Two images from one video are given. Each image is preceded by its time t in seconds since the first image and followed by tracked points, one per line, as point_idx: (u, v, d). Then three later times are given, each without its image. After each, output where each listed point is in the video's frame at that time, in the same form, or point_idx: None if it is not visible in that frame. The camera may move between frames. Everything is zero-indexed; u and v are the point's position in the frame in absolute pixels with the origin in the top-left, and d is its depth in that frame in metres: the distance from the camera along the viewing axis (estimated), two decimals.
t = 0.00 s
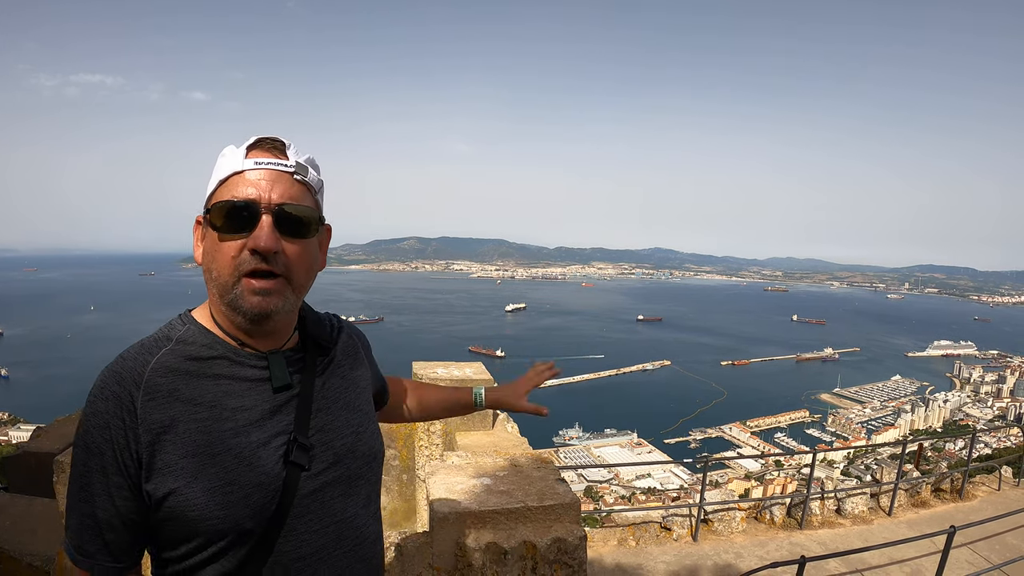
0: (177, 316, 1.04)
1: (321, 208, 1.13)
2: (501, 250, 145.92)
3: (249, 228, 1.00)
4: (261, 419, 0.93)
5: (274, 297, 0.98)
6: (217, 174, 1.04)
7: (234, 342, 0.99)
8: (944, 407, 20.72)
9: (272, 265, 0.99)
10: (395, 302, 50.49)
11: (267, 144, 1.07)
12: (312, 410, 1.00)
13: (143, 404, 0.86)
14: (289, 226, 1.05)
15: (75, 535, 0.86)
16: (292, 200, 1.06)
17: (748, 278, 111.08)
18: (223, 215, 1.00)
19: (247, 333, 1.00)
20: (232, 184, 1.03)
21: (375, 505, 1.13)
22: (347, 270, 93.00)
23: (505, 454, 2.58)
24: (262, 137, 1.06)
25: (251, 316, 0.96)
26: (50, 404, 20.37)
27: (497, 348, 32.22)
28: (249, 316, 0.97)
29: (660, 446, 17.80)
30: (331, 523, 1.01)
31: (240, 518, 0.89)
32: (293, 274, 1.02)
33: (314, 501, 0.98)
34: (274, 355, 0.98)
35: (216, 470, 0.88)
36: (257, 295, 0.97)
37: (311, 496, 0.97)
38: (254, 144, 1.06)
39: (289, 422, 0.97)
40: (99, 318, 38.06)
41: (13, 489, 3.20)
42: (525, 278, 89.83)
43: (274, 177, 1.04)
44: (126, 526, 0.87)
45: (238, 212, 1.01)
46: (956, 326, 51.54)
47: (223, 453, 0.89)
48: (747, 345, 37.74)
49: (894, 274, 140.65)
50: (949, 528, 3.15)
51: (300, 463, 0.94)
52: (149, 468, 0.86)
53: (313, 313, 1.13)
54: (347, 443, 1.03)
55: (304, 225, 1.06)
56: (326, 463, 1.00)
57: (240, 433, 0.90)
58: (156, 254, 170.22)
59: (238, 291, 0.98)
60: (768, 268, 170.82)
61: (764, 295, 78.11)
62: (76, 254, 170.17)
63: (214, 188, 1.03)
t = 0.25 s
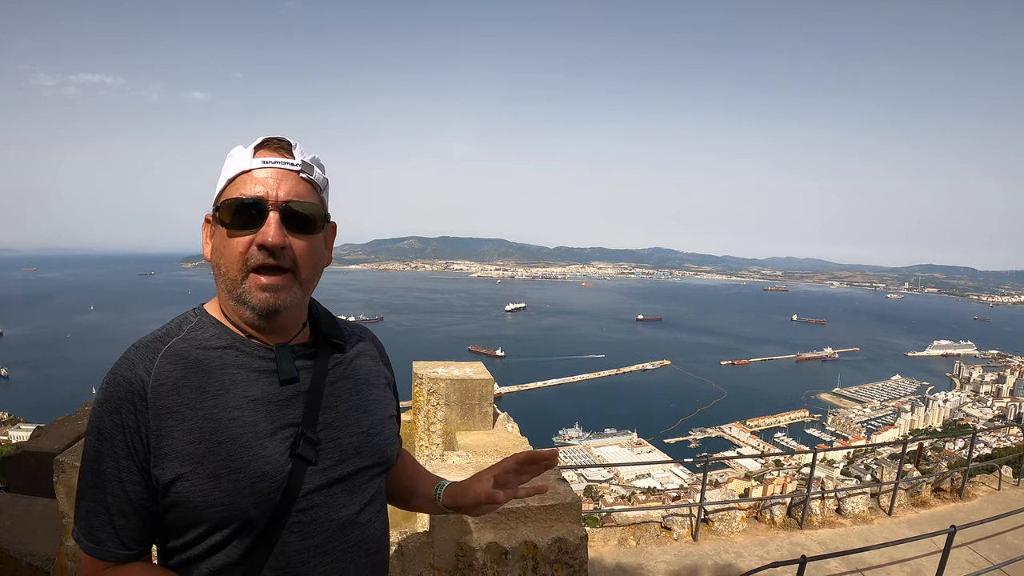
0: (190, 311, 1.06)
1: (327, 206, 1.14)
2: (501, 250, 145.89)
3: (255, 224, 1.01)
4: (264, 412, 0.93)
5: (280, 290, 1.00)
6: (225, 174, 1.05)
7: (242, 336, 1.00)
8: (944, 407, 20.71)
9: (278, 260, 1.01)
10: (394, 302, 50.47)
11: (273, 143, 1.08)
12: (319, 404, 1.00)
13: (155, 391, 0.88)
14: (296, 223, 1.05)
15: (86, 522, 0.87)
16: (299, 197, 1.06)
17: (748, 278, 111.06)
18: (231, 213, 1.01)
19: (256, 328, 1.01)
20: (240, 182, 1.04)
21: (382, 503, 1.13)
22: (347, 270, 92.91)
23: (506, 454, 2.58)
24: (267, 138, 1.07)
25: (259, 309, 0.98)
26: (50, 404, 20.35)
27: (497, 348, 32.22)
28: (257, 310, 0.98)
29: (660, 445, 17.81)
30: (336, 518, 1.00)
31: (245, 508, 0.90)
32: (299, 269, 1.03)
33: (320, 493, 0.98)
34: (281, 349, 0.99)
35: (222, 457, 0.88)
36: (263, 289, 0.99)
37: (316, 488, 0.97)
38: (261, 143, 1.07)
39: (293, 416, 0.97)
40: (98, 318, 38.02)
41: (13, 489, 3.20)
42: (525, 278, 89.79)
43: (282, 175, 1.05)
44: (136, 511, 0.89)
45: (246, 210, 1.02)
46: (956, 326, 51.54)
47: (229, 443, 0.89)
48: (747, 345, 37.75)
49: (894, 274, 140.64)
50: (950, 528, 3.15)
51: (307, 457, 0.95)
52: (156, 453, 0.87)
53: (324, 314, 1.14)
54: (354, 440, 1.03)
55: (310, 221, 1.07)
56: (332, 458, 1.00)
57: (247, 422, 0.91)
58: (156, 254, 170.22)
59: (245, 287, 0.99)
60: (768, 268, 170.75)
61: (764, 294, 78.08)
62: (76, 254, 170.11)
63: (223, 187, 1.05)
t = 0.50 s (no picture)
0: (194, 307, 1.08)
1: (334, 206, 1.15)
2: (501, 249, 145.86)
3: (265, 223, 1.03)
4: (260, 408, 0.94)
5: (285, 288, 1.02)
6: (234, 171, 1.07)
7: (245, 333, 1.02)
8: (943, 406, 20.74)
9: (286, 259, 1.03)
10: (394, 301, 50.45)
11: (284, 144, 1.10)
12: (317, 402, 1.00)
13: (151, 382, 0.89)
14: (304, 222, 1.07)
15: (83, 507, 0.90)
16: (308, 198, 1.08)
17: (748, 277, 111.04)
18: (241, 210, 1.03)
19: (259, 325, 1.03)
20: (250, 180, 1.05)
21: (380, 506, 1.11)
22: (347, 270, 92.83)
23: (505, 454, 2.58)
24: (278, 137, 1.09)
25: (265, 306, 1.00)
26: (50, 403, 20.34)
27: (497, 348, 32.22)
28: (263, 306, 1.00)
29: (660, 445, 17.82)
30: (327, 519, 0.99)
31: (234, 504, 0.90)
32: (306, 267, 1.05)
33: (313, 495, 0.97)
34: (280, 347, 0.99)
35: (214, 451, 0.89)
36: (269, 285, 1.01)
37: (308, 489, 0.97)
38: (272, 143, 1.08)
39: (290, 413, 0.97)
40: (98, 318, 37.98)
41: (13, 488, 3.20)
42: (525, 277, 89.76)
43: (291, 175, 1.07)
44: (128, 502, 0.90)
45: (255, 209, 1.03)
46: (956, 326, 51.54)
47: (221, 437, 0.90)
48: (747, 344, 37.76)
49: (894, 273, 140.60)
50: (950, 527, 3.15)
51: (301, 456, 0.95)
52: (151, 442, 0.89)
53: (333, 315, 1.15)
54: (352, 443, 1.02)
55: (317, 222, 1.08)
56: (328, 458, 0.99)
57: (240, 417, 0.91)
58: (156, 254, 170.23)
59: (252, 284, 1.01)
60: (768, 267, 170.63)
61: (764, 294, 78.04)
62: (77, 254, 170.13)
63: (232, 185, 1.06)
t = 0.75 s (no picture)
0: (201, 305, 1.10)
1: (359, 213, 1.16)
2: (501, 249, 145.80)
3: (300, 225, 1.04)
4: (256, 407, 0.94)
5: (307, 290, 1.02)
6: (263, 172, 1.07)
7: (249, 333, 1.02)
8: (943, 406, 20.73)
9: (312, 261, 1.03)
10: (394, 301, 50.42)
11: (319, 151, 1.11)
12: (318, 401, 0.99)
13: (148, 376, 0.91)
14: (332, 227, 1.08)
15: (82, 502, 0.92)
16: (338, 207, 1.09)
17: (748, 276, 111.02)
18: (274, 213, 1.03)
19: (268, 324, 1.03)
20: (282, 181, 1.06)
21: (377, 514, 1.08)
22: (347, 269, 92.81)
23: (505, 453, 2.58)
24: (315, 145, 1.10)
25: (285, 305, 1.00)
26: (48, 403, 20.29)
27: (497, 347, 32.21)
28: (282, 305, 1.01)
29: (659, 445, 17.81)
30: (315, 524, 0.96)
31: (224, 502, 0.90)
32: (330, 271, 1.06)
33: (307, 500, 0.95)
34: (285, 349, 1.00)
35: (204, 448, 0.89)
36: (293, 285, 1.01)
37: (300, 492, 0.95)
38: (309, 149, 1.09)
39: (286, 412, 0.96)
40: (97, 318, 37.88)
41: (11, 487, 3.19)
42: (525, 276, 89.70)
43: (323, 181, 1.08)
44: (124, 498, 0.92)
45: (286, 212, 1.04)
46: (955, 325, 51.55)
47: (216, 435, 0.90)
48: (746, 344, 37.77)
49: (893, 272, 140.56)
50: (950, 527, 3.14)
51: (295, 459, 0.94)
52: (145, 439, 0.90)
53: (335, 315, 1.13)
54: (350, 450, 1.00)
55: (343, 228, 1.09)
56: (325, 461, 0.97)
57: (236, 417, 0.92)
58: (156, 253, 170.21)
59: (275, 285, 1.01)
60: (768, 267, 170.61)
61: (764, 293, 78.02)
62: (76, 254, 170.08)
63: (258, 185, 1.06)
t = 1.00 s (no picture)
0: (219, 301, 1.11)
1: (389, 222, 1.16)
2: (500, 249, 145.75)
3: (340, 234, 1.04)
4: (265, 402, 0.93)
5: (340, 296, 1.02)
6: (302, 177, 1.04)
7: (268, 332, 1.02)
8: (942, 406, 20.73)
9: (348, 269, 1.03)
10: (393, 301, 50.41)
11: (359, 161, 1.10)
12: (327, 399, 0.98)
13: (156, 369, 0.93)
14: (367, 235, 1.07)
15: (92, 490, 0.95)
16: (373, 218, 1.09)
17: (747, 275, 110.97)
18: (314, 220, 1.02)
19: (290, 326, 1.02)
20: (321, 186, 1.05)
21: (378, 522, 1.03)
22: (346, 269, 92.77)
23: (505, 453, 2.57)
24: (355, 153, 1.10)
25: (320, 312, 1.01)
26: (48, 403, 20.27)
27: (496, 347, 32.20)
28: (317, 311, 1.00)
29: (659, 444, 17.80)
30: (317, 526, 0.94)
31: (225, 497, 0.90)
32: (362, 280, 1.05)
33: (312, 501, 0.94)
34: (302, 350, 0.98)
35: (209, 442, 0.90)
36: (329, 290, 1.01)
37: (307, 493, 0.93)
38: (350, 159, 1.09)
39: (295, 410, 0.96)
40: (96, 318, 37.85)
41: (11, 487, 3.18)
42: (524, 276, 89.66)
43: (361, 191, 1.07)
44: (132, 489, 0.94)
45: (325, 218, 1.03)
46: (955, 325, 51.55)
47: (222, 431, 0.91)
48: (746, 343, 37.77)
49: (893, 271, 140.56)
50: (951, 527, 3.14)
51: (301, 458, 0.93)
52: (158, 429, 0.92)
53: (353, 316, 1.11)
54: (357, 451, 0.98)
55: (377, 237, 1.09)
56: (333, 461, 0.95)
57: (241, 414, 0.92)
58: (156, 253, 170.20)
59: (312, 288, 1.01)
60: (768, 266, 170.58)
61: (763, 292, 78.00)
62: (76, 254, 170.07)
63: (294, 189, 1.05)
